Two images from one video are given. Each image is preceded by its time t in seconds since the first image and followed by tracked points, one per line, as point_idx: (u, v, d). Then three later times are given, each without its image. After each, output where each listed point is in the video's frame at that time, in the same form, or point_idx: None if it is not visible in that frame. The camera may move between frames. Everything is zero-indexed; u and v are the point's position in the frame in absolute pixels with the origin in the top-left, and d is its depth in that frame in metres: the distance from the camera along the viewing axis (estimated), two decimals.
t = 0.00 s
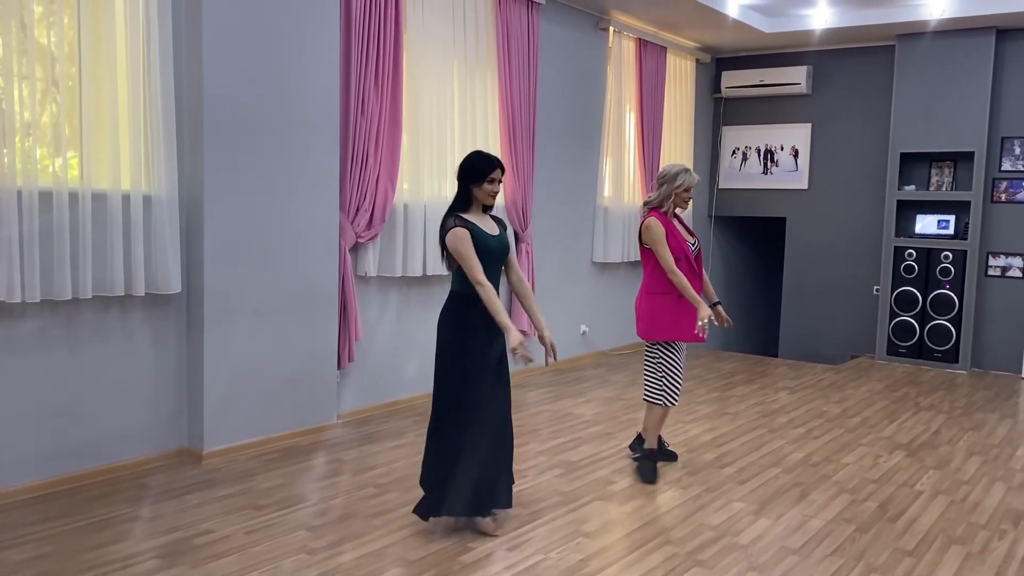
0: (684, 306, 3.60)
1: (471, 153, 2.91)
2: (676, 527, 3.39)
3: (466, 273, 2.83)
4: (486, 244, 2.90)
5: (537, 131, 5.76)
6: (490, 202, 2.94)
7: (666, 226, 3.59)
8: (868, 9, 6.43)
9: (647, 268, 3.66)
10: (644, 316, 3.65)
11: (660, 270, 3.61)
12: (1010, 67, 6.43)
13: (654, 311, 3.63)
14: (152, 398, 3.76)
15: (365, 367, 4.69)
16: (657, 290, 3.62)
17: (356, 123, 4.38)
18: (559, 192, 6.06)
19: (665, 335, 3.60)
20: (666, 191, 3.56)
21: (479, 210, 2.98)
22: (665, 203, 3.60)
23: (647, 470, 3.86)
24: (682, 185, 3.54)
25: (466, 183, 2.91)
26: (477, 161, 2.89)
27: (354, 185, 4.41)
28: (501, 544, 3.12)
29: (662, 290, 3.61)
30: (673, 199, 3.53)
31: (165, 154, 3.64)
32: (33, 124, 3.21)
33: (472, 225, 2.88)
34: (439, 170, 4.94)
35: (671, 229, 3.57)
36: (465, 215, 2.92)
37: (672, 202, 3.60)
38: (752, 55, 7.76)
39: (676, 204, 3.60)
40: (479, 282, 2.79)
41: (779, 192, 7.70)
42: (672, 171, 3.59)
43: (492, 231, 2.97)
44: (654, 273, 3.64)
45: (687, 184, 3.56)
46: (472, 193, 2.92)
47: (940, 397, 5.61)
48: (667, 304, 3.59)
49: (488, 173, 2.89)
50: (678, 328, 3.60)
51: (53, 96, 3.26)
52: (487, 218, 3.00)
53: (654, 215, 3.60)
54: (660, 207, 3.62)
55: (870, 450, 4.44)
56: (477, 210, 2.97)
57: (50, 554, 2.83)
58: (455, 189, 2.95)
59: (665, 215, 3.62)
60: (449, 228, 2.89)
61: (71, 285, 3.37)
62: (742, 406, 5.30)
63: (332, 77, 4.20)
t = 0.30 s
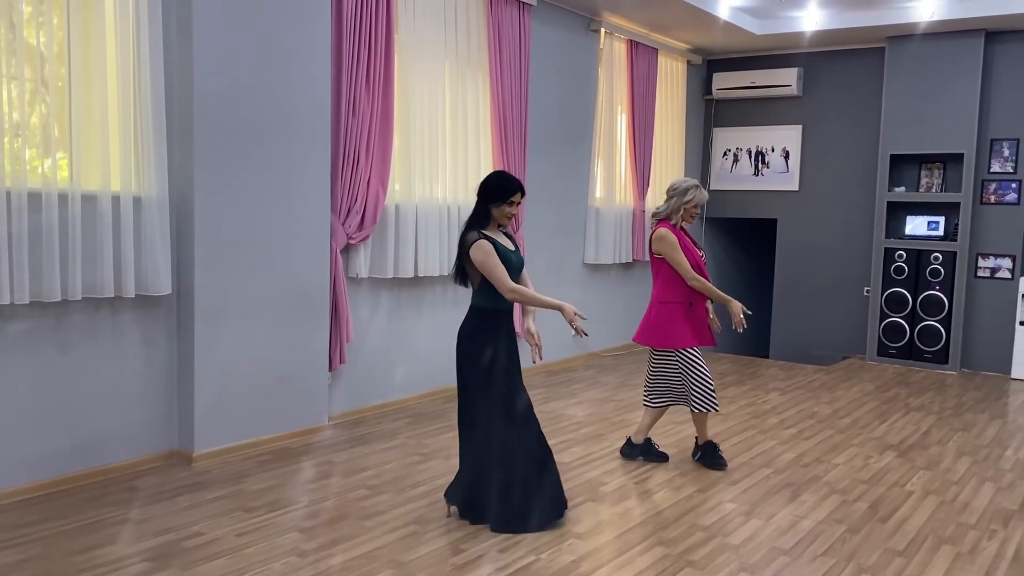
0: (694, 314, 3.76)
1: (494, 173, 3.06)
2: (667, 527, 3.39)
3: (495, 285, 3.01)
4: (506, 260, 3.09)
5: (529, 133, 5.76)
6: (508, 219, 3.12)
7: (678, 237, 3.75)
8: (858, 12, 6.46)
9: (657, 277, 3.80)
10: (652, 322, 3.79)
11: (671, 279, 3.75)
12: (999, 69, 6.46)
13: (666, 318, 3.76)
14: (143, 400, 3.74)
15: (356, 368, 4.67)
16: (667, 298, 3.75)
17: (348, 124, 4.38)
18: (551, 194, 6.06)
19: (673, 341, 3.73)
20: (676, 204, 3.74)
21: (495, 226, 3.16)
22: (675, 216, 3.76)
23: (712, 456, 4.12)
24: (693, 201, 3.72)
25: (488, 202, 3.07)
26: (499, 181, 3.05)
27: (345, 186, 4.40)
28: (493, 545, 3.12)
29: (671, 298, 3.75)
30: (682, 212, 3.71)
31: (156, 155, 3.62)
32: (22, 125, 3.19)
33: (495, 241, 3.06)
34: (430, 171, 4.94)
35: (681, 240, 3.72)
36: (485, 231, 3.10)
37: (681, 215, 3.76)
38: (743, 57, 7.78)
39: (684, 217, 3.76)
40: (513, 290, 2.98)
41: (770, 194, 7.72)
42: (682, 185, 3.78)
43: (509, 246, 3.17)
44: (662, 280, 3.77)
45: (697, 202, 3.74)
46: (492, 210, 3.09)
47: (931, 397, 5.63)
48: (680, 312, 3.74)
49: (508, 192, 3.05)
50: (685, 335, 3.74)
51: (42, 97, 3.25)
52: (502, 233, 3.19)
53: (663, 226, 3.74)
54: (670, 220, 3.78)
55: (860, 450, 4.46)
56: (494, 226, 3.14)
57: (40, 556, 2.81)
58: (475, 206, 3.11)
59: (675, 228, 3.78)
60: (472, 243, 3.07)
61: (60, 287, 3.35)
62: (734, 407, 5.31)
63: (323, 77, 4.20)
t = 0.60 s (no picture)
0: (711, 307, 3.84)
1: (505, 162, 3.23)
2: (654, 528, 3.40)
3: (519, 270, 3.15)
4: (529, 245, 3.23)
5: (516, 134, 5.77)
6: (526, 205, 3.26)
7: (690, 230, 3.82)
8: (842, 14, 6.50)
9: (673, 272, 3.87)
10: (672, 317, 3.86)
11: (687, 272, 3.83)
12: (983, 71, 6.50)
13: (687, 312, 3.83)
14: (129, 401, 3.73)
15: (343, 370, 4.66)
16: (684, 291, 3.82)
17: (335, 125, 4.37)
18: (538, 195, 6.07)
19: (694, 335, 3.82)
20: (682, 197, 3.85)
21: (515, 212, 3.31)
22: (685, 209, 3.86)
23: (700, 457, 4.14)
24: (694, 186, 3.83)
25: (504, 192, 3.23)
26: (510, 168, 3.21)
27: (332, 188, 4.39)
28: (480, 547, 3.12)
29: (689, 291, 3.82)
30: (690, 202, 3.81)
31: (141, 156, 3.61)
32: (5, 126, 3.17)
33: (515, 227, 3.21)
34: (417, 173, 4.93)
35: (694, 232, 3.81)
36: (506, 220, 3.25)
37: (691, 206, 3.86)
38: (729, 58, 7.81)
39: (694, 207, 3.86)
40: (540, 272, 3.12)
41: (756, 195, 7.76)
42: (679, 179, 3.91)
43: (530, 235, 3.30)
44: (679, 275, 3.84)
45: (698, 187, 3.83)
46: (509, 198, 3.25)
47: (915, 397, 5.67)
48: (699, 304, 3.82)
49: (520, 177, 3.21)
50: (706, 328, 3.82)
51: (26, 97, 3.23)
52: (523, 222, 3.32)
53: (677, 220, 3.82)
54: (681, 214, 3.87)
55: (846, 450, 4.48)
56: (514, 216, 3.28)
57: (26, 560, 2.79)
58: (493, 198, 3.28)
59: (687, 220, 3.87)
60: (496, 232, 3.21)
61: (44, 288, 3.33)
62: (721, 407, 5.33)
63: (310, 78, 4.19)
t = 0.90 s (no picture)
0: (706, 299, 3.94)
1: (506, 157, 3.33)
2: (635, 527, 3.41)
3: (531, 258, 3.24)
4: (535, 236, 3.34)
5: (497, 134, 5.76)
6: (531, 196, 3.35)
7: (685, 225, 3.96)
8: (820, 16, 6.55)
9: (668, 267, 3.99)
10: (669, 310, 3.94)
11: (684, 266, 3.95)
12: (958, 74, 6.57)
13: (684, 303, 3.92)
14: (106, 403, 3.69)
15: (322, 371, 4.63)
16: (681, 284, 3.92)
17: (315, 125, 4.35)
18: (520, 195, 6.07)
19: (690, 327, 3.91)
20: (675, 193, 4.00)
21: (520, 205, 3.39)
22: (678, 206, 4.02)
23: (681, 458, 4.17)
24: (685, 182, 3.99)
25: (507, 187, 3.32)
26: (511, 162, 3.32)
27: (312, 189, 4.37)
28: (462, 548, 3.12)
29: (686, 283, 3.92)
30: (682, 197, 3.97)
31: (119, 156, 3.57)
32: None
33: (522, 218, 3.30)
34: (398, 174, 4.91)
35: (690, 226, 3.96)
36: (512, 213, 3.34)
37: (684, 202, 4.01)
38: (709, 60, 7.85)
39: (688, 204, 4.02)
40: (552, 258, 3.24)
41: (736, 196, 7.80)
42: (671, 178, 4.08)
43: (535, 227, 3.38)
44: (675, 270, 3.96)
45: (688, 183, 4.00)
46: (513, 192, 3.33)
47: (893, 396, 5.73)
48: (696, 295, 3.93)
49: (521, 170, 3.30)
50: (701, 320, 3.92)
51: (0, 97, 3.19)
52: (529, 215, 3.41)
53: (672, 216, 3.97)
54: (676, 212, 4.03)
55: (825, 449, 4.52)
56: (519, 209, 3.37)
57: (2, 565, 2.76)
58: (497, 193, 3.36)
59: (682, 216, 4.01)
60: (504, 225, 3.30)
61: (19, 291, 3.29)
62: (701, 407, 5.36)
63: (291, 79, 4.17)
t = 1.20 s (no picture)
0: (687, 294, 3.99)
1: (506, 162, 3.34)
2: (607, 526, 3.43)
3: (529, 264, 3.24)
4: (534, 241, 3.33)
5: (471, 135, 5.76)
6: (526, 200, 3.36)
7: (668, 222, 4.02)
8: (791, 19, 6.62)
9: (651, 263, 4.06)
10: (650, 305, 4.00)
11: (666, 262, 4.01)
12: (926, 76, 6.66)
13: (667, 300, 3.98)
14: (74, 406, 3.64)
15: (294, 372, 4.60)
16: (661, 279, 3.98)
17: (286, 125, 4.33)
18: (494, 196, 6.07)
19: (668, 320, 3.96)
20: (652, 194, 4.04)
21: (517, 209, 3.40)
22: (657, 206, 4.06)
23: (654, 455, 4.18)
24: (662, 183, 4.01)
25: (504, 191, 3.34)
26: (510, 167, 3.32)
27: (283, 188, 4.34)
28: (435, 549, 3.12)
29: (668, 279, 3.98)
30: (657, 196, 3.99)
31: (87, 156, 3.53)
32: None
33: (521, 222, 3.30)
34: (371, 175, 4.90)
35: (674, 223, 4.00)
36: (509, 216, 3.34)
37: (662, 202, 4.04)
38: (681, 61, 7.89)
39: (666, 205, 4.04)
40: (551, 264, 3.23)
41: (709, 196, 7.85)
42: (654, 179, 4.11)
43: (533, 231, 3.39)
44: (658, 266, 4.02)
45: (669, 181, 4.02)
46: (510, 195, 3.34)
47: (862, 394, 5.80)
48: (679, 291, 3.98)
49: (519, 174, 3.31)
50: (679, 314, 3.96)
51: None
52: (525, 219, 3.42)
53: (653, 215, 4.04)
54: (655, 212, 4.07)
55: (795, 447, 4.56)
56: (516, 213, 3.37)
57: None
58: (494, 198, 3.38)
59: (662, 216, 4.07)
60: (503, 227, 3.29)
61: None
62: (674, 406, 5.39)
63: (263, 79, 4.15)
